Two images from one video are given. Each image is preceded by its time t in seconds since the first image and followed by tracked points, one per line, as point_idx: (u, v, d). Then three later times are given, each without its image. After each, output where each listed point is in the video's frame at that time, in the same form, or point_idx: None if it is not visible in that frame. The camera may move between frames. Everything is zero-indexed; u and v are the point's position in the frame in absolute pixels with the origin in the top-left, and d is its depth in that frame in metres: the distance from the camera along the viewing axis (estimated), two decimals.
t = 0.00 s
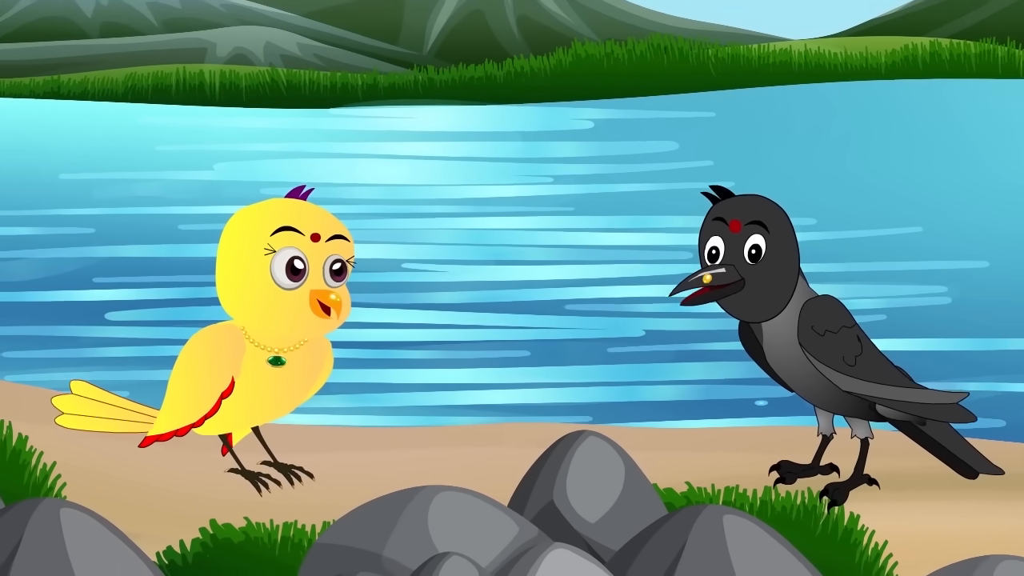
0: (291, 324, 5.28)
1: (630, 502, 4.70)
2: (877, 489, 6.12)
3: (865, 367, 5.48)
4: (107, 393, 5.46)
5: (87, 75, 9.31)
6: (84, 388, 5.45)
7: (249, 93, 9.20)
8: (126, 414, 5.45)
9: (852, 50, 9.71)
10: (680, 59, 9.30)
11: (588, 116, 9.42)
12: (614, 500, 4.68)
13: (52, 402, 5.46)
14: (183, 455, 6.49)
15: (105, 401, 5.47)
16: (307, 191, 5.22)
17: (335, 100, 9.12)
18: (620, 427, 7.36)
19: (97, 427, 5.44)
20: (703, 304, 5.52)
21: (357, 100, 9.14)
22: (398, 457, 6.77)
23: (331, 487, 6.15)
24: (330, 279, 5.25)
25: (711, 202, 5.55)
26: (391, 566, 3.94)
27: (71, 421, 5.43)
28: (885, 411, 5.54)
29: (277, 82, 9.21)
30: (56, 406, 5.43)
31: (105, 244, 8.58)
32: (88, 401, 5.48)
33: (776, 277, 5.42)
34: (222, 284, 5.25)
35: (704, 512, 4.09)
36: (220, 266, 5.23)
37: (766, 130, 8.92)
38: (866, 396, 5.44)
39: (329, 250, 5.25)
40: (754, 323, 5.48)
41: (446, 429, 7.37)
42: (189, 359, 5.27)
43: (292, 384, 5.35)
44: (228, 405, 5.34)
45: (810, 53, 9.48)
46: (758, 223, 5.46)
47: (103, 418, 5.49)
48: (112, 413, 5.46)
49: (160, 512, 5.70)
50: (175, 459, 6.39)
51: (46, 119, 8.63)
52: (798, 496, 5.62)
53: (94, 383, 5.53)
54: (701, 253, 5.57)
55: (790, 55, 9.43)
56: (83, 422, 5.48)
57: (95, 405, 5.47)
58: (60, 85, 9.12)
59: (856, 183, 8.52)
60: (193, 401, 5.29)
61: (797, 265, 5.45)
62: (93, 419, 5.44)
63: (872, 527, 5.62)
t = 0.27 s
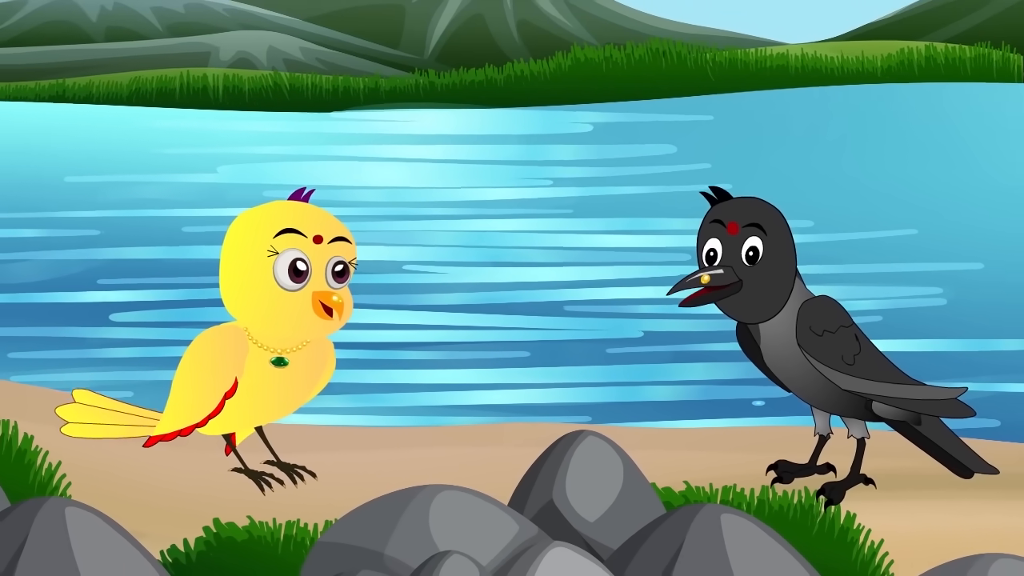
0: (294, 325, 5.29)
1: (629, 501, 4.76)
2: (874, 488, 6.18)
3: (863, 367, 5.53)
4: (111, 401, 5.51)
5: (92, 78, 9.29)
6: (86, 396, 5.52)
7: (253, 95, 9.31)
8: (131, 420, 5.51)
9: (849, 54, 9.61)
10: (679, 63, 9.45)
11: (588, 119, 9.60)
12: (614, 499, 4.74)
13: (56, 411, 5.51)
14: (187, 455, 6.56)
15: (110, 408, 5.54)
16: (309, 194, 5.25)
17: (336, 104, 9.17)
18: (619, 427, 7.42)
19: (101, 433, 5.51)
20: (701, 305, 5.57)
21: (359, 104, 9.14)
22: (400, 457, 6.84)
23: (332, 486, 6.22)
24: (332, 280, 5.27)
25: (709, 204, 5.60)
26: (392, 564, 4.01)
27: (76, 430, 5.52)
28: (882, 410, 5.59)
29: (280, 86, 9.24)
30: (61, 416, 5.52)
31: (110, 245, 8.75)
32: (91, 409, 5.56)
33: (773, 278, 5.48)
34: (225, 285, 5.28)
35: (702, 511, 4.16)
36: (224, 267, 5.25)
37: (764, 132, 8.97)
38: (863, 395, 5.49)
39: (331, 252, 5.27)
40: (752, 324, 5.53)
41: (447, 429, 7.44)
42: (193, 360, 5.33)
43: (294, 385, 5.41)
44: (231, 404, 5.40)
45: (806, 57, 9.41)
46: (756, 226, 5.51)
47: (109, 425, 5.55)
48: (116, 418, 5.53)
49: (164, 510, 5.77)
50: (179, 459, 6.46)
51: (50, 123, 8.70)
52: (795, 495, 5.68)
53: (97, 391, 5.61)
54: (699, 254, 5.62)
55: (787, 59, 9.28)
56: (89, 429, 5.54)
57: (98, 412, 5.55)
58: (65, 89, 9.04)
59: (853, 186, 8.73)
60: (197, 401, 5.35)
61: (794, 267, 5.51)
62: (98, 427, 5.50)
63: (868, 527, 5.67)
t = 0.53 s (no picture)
0: (296, 326, 5.35)
1: (628, 500, 4.83)
2: (870, 487, 6.25)
3: (860, 367, 5.59)
4: (116, 391, 5.57)
5: (97, 82, 9.31)
6: (92, 385, 5.57)
7: (255, 98, 9.28)
8: (135, 411, 5.56)
9: (845, 58, 9.62)
10: (677, 67, 9.41)
11: (588, 123, 9.56)
12: (613, 498, 4.80)
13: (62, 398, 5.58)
14: (191, 454, 6.63)
15: (115, 398, 5.59)
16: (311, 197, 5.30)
17: (339, 107, 9.33)
18: (618, 427, 7.49)
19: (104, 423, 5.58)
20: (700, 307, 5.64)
21: (360, 107, 9.30)
22: (401, 456, 6.90)
23: (335, 485, 6.28)
24: (334, 282, 5.32)
25: (707, 207, 5.66)
26: (393, 563, 4.07)
27: (81, 417, 5.58)
28: (878, 410, 5.65)
29: (283, 90, 9.27)
30: (67, 401, 5.58)
31: (114, 247, 8.79)
32: (97, 398, 5.61)
33: (770, 280, 5.54)
34: (229, 287, 5.34)
35: (701, 510, 4.22)
36: (227, 269, 5.31)
37: (762, 135, 9.03)
38: (860, 395, 5.54)
39: (333, 254, 5.31)
40: (749, 325, 5.59)
41: (448, 429, 7.51)
42: (197, 361, 5.39)
43: (297, 385, 5.47)
44: (235, 404, 5.46)
45: (803, 61, 9.43)
46: (753, 228, 5.57)
47: (113, 415, 5.61)
48: (120, 410, 5.58)
49: (168, 509, 5.83)
50: (183, 459, 6.53)
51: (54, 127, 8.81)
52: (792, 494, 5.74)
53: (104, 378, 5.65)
54: (697, 257, 5.68)
55: (784, 63, 9.36)
56: (93, 418, 5.61)
57: (103, 401, 5.59)
58: (70, 92, 9.20)
59: (849, 188, 8.82)
60: (201, 402, 5.40)
61: (791, 269, 5.56)
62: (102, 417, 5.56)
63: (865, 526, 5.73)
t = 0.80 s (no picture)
0: (299, 327, 5.41)
1: (626, 499, 4.89)
2: (866, 486, 6.31)
3: (856, 368, 5.65)
4: (124, 382, 5.62)
5: (101, 86, 9.48)
6: (101, 374, 5.63)
7: (258, 102, 9.31)
8: (139, 403, 5.62)
9: (841, 62, 9.84)
10: (675, 70, 9.44)
11: (587, 126, 9.48)
12: (612, 497, 4.87)
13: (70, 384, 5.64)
14: (194, 454, 6.70)
15: (121, 390, 5.65)
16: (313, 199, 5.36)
17: (340, 111, 9.26)
18: (617, 427, 7.56)
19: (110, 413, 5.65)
20: (697, 308, 5.69)
21: (362, 111, 9.32)
22: (402, 456, 6.97)
23: (336, 484, 6.35)
24: (336, 283, 5.38)
25: (705, 209, 5.72)
26: (395, 561, 4.14)
27: (87, 405, 5.65)
28: (874, 410, 5.71)
29: (285, 94, 9.33)
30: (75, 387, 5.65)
31: (120, 249, 8.80)
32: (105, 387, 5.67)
33: (767, 281, 5.60)
34: (232, 288, 5.40)
35: (698, 509, 4.28)
36: (230, 271, 5.37)
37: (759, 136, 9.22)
38: (856, 395, 5.60)
39: (335, 256, 5.37)
40: (747, 326, 5.65)
41: (448, 429, 7.58)
42: (201, 361, 5.45)
43: (299, 385, 5.53)
44: (237, 405, 5.52)
45: (800, 65, 9.64)
46: (750, 229, 5.62)
47: (118, 405, 5.67)
48: (126, 402, 5.65)
49: (172, 509, 5.89)
50: (186, 458, 6.60)
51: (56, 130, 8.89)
52: (789, 494, 5.80)
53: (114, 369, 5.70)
54: (695, 258, 5.74)
55: (781, 67, 9.55)
56: (99, 407, 5.67)
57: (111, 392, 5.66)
58: (75, 96, 9.39)
59: (846, 192, 8.89)
60: (204, 402, 5.46)
61: (787, 270, 5.63)
62: (107, 407, 5.63)
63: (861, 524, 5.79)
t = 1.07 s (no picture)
0: (301, 329, 5.47)
1: (625, 498, 4.95)
2: (862, 486, 6.38)
3: (852, 369, 5.71)
4: (129, 383, 5.67)
5: (106, 90, 9.41)
6: (107, 375, 5.65)
7: (262, 107, 9.09)
8: (144, 403, 5.69)
9: (838, 66, 9.64)
10: (673, 74, 9.55)
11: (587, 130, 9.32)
12: (611, 497, 4.93)
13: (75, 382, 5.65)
14: (197, 454, 6.77)
15: (126, 390, 5.70)
16: (316, 201, 5.42)
17: (342, 114, 9.07)
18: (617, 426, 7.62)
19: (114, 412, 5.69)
20: (696, 309, 5.76)
21: (364, 114, 9.12)
22: (404, 456, 7.03)
23: (338, 484, 6.42)
24: (338, 285, 5.44)
25: (703, 211, 5.78)
26: (396, 559, 4.20)
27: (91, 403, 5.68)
28: (869, 411, 5.77)
29: (288, 98, 9.14)
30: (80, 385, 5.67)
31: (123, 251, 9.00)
32: (109, 386, 5.69)
33: (765, 283, 5.66)
34: (235, 290, 5.46)
35: (697, 508, 4.34)
36: (234, 273, 5.43)
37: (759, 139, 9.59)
38: (852, 396, 5.66)
39: (337, 257, 5.43)
40: (744, 328, 5.71)
41: (449, 429, 7.64)
42: (204, 362, 5.51)
43: (302, 386, 5.58)
44: (240, 405, 5.57)
45: (797, 69, 9.43)
46: (748, 232, 5.69)
47: (122, 405, 5.73)
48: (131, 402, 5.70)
49: (176, 508, 5.96)
50: (190, 458, 6.67)
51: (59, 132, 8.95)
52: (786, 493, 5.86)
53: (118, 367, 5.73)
54: (693, 260, 5.80)
55: (779, 71, 9.39)
56: (103, 406, 5.71)
57: (115, 391, 5.70)
58: (80, 99, 9.20)
59: (841, 194, 9.15)
60: (207, 403, 5.52)
61: (785, 272, 5.69)
62: (112, 407, 5.68)
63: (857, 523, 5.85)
